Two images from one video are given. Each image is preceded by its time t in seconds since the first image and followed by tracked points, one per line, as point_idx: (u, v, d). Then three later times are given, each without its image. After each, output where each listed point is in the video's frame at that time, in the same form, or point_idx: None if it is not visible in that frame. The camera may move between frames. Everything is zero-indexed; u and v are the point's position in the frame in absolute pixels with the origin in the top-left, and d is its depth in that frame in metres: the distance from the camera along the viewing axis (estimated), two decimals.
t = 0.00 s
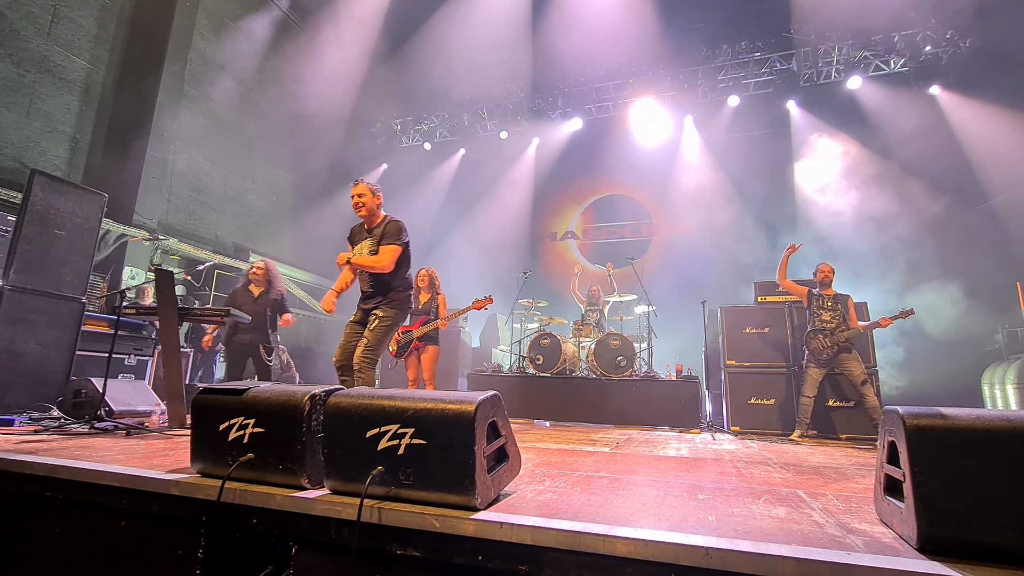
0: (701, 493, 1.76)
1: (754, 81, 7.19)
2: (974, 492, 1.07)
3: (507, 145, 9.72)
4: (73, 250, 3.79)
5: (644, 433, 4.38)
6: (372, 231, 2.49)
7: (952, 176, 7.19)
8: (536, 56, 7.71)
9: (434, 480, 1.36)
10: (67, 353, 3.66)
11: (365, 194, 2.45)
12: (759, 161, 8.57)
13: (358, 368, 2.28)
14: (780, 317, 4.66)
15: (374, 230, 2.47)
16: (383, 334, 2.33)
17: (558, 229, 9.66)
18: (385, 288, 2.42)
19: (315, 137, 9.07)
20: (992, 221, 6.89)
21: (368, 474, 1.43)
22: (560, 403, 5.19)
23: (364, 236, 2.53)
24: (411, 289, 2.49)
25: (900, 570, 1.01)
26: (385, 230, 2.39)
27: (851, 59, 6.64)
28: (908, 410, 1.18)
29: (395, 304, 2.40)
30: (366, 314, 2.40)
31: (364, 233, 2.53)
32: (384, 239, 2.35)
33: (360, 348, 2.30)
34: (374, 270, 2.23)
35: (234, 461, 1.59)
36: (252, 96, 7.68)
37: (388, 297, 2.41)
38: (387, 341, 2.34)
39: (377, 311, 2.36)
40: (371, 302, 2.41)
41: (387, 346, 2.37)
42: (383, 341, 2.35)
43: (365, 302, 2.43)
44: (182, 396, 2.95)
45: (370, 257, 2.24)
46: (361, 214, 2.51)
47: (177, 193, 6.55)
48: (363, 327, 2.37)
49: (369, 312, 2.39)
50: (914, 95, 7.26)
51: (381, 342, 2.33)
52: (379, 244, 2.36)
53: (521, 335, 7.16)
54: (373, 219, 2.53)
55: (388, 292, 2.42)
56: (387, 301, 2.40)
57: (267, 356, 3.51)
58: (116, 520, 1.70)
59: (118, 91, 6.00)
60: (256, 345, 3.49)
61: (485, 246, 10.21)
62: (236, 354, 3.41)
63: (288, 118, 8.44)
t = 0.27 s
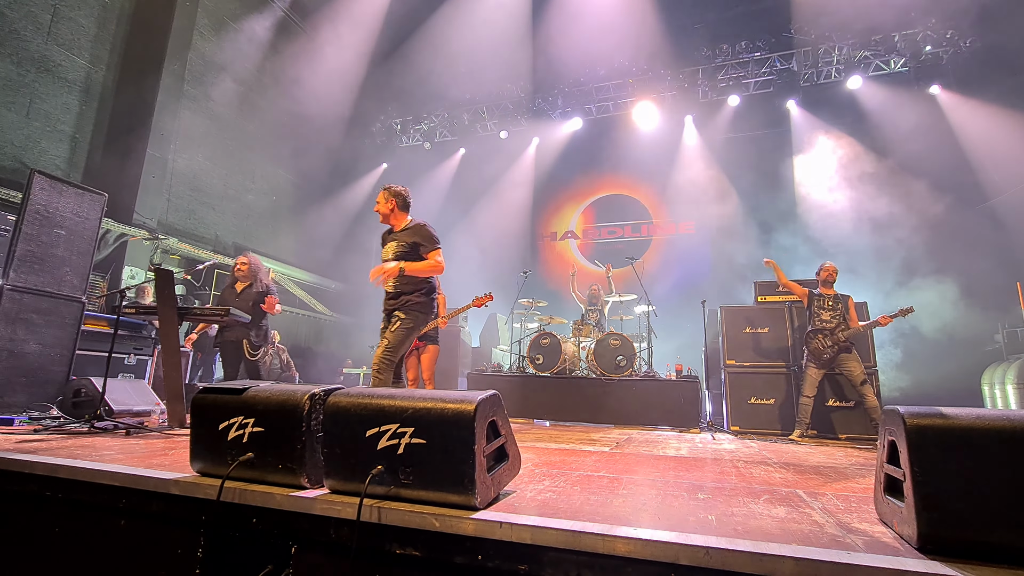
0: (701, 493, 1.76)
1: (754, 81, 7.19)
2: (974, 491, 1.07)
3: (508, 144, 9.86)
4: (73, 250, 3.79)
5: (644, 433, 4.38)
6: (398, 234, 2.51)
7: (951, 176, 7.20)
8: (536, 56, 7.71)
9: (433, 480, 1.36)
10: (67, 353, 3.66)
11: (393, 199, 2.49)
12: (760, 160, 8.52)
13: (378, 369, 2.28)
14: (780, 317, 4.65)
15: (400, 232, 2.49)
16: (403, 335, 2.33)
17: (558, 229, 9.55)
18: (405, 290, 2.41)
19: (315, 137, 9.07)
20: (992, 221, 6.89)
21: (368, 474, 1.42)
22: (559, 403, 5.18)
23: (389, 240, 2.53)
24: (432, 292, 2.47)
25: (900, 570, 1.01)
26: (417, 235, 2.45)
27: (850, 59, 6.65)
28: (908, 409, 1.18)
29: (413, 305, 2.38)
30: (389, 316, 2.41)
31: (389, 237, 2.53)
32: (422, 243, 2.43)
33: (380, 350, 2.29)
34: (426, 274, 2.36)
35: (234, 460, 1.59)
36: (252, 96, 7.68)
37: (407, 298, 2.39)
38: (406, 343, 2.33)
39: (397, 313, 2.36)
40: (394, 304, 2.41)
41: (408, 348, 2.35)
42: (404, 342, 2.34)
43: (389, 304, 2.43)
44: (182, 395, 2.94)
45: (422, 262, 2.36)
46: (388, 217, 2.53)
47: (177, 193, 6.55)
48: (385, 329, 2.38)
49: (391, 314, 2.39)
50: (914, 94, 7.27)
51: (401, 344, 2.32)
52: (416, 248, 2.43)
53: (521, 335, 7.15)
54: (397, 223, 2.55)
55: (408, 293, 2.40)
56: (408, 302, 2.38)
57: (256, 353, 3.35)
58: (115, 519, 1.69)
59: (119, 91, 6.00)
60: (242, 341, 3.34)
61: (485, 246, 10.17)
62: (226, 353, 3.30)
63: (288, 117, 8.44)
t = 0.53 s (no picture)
0: (700, 493, 1.76)
1: (754, 81, 7.19)
2: (973, 492, 1.07)
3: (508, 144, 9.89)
4: (73, 250, 3.79)
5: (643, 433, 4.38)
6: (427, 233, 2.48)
7: (951, 176, 7.21)
8: (536, 56, 7.72)
9: (433, 480, 1.36)
10: (66, 353, 3.66)
11: (423, 203, 2.48)
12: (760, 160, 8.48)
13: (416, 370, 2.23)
14: (779, 317, 4.65)
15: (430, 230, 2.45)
16: (436, 334, 2.28)
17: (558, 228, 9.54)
18: (438, 287, 2.34)
19: (315, 137, 9.08)
20: (991, 221, 6.90)
21: (367, 474, 1.42)
22: (559, 403, 5.18)
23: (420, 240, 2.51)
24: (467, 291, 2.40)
25: (899, 570, 1.01)
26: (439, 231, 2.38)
27: (850, 59, 6.67)
28: (907, 410, 1.18)
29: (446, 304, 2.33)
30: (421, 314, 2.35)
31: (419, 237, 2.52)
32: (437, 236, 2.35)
33: (415, 350, 2.24)
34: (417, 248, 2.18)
35: (233, 460, 1.59)
36: (252, 95, 7.68)
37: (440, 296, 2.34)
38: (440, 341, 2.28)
39: (429, 312, 2.31)
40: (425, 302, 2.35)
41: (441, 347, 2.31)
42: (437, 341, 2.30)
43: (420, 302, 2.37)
44: (181, 396, 2.94)
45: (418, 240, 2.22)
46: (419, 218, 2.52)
47: (176, 193, 6.55)
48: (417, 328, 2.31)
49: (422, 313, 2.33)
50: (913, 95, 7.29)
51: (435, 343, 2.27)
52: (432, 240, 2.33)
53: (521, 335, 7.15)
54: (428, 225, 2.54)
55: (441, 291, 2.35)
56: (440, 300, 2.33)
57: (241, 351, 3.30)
58: (115, 520, 1.69)
59: (118, 91, 6.00)
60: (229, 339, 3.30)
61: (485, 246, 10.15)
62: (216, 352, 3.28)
63: (288, 117, 8.44)
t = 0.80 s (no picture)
0: (700, 493, 1.76)
1: (754, 81, 7.20)
2: (971, 492, 1.07)
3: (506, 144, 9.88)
4: (73, 250, 3.80)
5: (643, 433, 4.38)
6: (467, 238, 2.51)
7: (950, 176, 7.23)
8: (536, 56, 7.74)
9: (433, 480, 1.36)
10: (66, 352, 3.66)
11: (468, 206, 2.51)
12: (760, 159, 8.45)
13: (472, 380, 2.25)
14: (779, 317, 4.65)
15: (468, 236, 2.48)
16: (483, 340, 2.29)
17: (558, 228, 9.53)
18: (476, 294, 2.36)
19: (315, 136, 9.08)
20: (990, 221, 6.92)
21: (367, 474, 1.42)
22: (559, 403, 5.18)
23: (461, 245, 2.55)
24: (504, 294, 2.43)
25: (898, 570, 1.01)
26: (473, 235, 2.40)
27: (849, 59, 6.69)
28: (906, 410, 1.19)
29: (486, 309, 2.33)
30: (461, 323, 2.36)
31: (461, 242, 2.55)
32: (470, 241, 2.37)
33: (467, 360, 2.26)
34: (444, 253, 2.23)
35: (233, 460, 1.59)
36: (252, 95, 7.69)
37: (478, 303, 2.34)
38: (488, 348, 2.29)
39: (470, 319, 2.32)
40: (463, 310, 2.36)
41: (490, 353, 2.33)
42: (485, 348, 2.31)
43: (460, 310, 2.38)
44: (180, 396, 2.93)
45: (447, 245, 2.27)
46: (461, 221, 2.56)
47: (176, 193, 6.55)
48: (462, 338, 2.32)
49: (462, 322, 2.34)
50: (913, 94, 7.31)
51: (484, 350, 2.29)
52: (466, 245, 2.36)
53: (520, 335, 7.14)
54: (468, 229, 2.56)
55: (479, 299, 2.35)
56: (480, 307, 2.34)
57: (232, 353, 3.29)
58: (114, 520, 1.69)
59: (119, 91, 6.00)
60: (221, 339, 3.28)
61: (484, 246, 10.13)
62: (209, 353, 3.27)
63: (288, 117, 8.44)
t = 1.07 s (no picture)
0: (700, 493, 1.76)
1: (753, 81, 7.21)
2: (970, 492, 1.07)
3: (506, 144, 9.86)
4: (72, 250, 3.79)
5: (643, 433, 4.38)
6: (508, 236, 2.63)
7: (949, 177, 7.25)
8: (536, 57, 7.76)
9: (432, 480, 1.36)
10: (66, 352, 3.66)
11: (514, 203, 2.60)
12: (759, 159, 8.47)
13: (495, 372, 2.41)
14: (779, 317, 4.66)
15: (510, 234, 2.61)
16: (511, 336, 2.44)
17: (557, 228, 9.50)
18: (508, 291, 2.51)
19: (315, 136, 9.08)
20: (989, 221, 6.93)
21: (366, 474, 1.42)
22: (558, 403, 5.17)
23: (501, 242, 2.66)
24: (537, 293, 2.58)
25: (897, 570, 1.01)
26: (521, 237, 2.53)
27: (849, 59, 6.70)
28: (905, 410, 1.19)
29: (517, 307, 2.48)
30: (495, 317, 2.53)
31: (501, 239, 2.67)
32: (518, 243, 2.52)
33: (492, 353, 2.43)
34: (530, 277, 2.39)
35: (232, 460, 1.59)
36: (252, 95, 7.69)
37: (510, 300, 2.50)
38: (515, 343, 2.43)
39: (501, 315, 2.48)
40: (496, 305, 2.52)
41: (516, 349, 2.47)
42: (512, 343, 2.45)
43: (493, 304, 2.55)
44: (180, 395, 2.93)
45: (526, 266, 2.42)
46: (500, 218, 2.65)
47: (176, 193, 6.55)
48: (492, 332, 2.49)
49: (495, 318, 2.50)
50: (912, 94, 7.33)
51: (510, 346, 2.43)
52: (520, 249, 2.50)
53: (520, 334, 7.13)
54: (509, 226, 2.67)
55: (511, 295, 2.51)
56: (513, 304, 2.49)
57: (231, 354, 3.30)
58: (114, 520, 1.69)
59: (119, 90, 6.01)
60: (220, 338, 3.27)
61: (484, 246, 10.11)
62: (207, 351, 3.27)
63: (288, 117, 8.45)
